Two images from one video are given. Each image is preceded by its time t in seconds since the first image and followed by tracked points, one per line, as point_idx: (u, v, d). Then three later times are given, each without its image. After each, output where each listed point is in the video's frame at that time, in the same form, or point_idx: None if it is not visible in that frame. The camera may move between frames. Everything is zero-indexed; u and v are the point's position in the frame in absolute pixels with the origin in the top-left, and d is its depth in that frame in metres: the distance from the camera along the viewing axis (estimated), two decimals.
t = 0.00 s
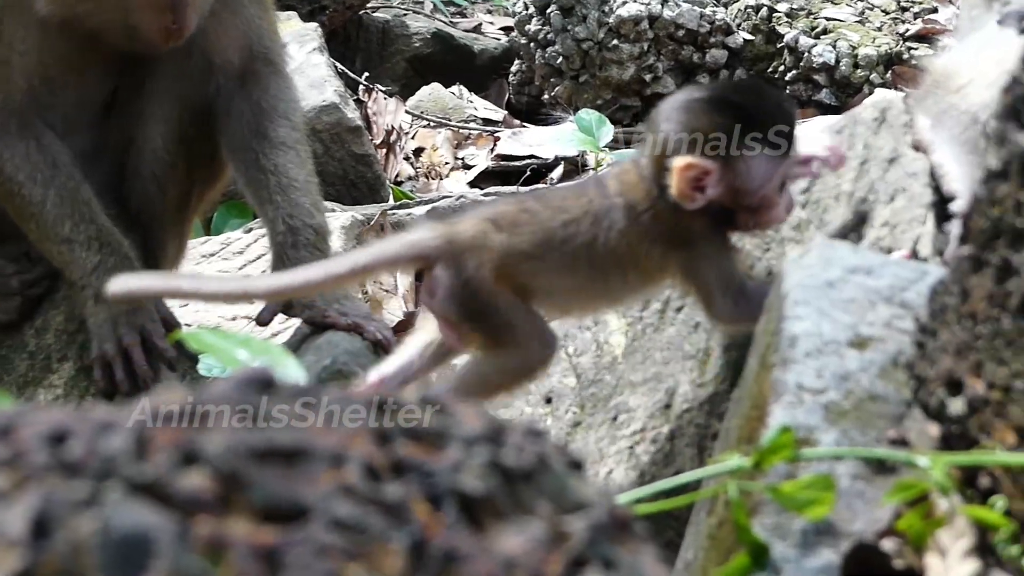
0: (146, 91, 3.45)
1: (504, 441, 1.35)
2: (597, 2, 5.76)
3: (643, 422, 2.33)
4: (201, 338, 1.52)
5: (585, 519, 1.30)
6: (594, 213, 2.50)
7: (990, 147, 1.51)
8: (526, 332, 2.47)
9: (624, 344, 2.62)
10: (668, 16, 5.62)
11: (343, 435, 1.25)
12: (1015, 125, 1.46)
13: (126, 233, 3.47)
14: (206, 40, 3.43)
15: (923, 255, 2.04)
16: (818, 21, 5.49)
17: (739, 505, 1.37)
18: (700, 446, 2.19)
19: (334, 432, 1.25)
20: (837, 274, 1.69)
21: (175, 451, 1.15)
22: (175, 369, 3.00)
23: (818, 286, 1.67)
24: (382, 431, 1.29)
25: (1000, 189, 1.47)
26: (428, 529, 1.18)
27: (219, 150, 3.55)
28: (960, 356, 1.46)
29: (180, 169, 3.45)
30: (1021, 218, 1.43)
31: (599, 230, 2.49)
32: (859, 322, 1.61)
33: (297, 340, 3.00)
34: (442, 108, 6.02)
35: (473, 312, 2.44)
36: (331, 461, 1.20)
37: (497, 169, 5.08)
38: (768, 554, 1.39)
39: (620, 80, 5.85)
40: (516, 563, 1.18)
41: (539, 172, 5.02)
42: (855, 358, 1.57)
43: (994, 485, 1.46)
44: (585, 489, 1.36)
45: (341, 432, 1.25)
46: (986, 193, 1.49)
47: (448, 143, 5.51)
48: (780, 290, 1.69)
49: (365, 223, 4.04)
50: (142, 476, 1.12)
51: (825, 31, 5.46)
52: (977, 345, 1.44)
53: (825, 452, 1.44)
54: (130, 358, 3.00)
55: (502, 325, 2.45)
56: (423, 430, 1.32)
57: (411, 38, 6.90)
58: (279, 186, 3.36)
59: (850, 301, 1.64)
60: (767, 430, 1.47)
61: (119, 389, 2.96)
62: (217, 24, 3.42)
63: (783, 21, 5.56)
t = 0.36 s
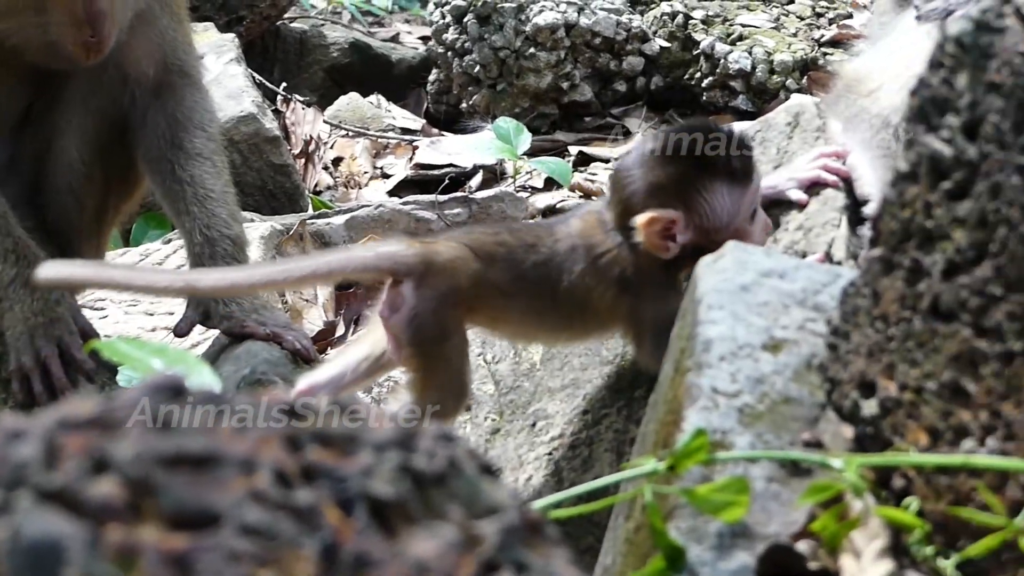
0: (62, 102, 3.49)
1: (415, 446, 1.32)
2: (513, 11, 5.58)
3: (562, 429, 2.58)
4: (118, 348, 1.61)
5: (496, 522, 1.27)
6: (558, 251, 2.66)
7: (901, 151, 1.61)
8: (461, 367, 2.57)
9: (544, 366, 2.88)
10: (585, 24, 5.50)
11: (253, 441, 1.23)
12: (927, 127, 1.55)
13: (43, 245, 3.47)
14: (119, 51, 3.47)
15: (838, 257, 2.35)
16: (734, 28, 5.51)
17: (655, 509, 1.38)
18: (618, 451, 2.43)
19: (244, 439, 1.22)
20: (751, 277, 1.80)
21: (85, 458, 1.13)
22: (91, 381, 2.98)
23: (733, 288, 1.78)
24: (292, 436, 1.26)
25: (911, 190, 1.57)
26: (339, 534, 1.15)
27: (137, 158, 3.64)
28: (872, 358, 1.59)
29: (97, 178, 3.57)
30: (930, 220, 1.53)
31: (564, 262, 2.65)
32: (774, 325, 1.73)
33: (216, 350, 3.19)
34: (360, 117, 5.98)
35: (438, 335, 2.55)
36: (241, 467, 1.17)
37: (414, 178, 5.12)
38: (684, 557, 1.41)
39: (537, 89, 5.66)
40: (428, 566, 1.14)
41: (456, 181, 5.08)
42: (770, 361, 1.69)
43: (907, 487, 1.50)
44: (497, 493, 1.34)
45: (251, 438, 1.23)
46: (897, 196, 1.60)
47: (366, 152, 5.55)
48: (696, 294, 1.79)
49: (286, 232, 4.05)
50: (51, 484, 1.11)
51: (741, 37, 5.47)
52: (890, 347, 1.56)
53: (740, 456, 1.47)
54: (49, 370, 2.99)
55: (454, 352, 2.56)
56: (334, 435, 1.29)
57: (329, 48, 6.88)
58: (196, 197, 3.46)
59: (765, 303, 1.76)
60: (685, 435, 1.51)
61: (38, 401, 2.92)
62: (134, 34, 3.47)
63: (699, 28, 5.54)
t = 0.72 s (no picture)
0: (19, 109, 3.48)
1: (375, 457, 1.28)
2: (471, 21, 5.53)
3: (522, 437, 2.58)
4: (77, 358, 1.61)
5: (455, 533, 1.25)
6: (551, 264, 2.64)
7: (859, 160, 1.65)
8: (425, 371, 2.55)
9: (504, 372, 2.88)
10: (543, 33, 5.48)
11: (213, 451, 1.18)
12: (886, 139, 1.59)
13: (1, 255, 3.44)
14: (76, 60, 3.46)
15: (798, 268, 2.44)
16: (692, 37, 5.48)
17: (615, 519, 1.36)
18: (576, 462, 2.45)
19: (203, 449, 1.17)
20: (710, 288, 1.83)
21: (44, 469, 1.08)
22: (50, 391, 2.95)
23: (691, 299, 1.80)
24: (252, 447, 1.20)
25: (870, 202, 1.60)
26: (300, 545, 1.12)
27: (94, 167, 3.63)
28: (830, 368, 1.63)
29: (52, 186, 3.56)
30: (889, 230, 1.56)
31: (552, 277, 2.63)
32: (732, 335, 1.77)
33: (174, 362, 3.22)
34: (319, 127, 5.95)
35: (416, 337, 2.51)
36: (202, 478, 1.12)
37: (373, 188, 5.13)
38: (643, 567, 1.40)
39: (496, 98, 5.67)
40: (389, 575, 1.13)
41: (415, 190, 5.11)
42: (729, 371, 1.72)
43: (866, 496, 1.52)
44: (457, 504, 1.31)
45: (211, 448, 1.17)
46: (857, 207, 1.63)
47: (324, 161, 5.54)
48: (655, 304, 1.82)
49: (243, 242, 4.09)
50: (10, 495, 1.04)
51: (700, 47, 5.46)
52: (848, 357, 1.59)
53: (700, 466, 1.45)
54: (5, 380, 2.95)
55: (426, 353, 2.54)
56: (293, 445, 1.24)
57: (288, 57, 6.85)
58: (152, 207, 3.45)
59: (723, 314, 1.79)
60: (642, 443, 1.60)
61: None
62: (93, 42, 3.47)
63: (657, 38, 5.52)
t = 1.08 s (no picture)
0: None
1: (357, 462, 1.26)
2: (451, 27, 5.54)
3: (503, 444, 2.59)
4: (60, 365, 1.61)
5: (439, 537, 1.22)
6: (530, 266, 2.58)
7: (840, 166, 1.65)
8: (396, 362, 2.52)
9: (488, 380, 2.87)
10: (524, 39, 5.46)
11: (194, 457, 1.15)
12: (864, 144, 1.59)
13: None
14: (55, 66, 3.46)
15: (778, 274, 2.49)
16: (672, 43, 5.47)
17: (598, 524, 1.35)
18: (559, 468, 2.45)
19: (185, 455, 1.15)
20: (692, 293, 1.83)
21: (24, 475, 1.06)
22: (31, 398, 2.93)
23: (673, 304, 1.80)
24: (234, 452, 1.18)
25: (850, 207, 1.60)
26: (282, 551, 1.08)
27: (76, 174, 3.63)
28: (812, 373, 1.63)
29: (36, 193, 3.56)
30: (870, 236, 1.56)
31: (532, 287, 2.56)
32: (714, 340, 1.76)
33: (156, 367, 3.22)
34: (299, 133, 5.96)
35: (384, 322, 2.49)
36: (183, 483, 1.10)
37: (354, 195, 5.14)
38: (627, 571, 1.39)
39: (477, 104, 5.65)
40: None
41: (398, 197, 5.08)
42: (711, 377, 1.72)
43: (848, 501, 1.52)
44: (440, 508, 1.29)
45: (192, 453, 1.15)
46: (837, 212, 1.63)
47: (305, 168, 5.54)
48: (636, 309, 1.82)
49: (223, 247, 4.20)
50: None
51: (680, 53, 5.44)
52: (831, 362, 1.59)
53: (684, 471, 1.44)
54: None
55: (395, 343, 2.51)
56: (274, 451, 1.22)
57: (268, 63, 6.86)
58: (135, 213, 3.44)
59: (705, 319, 1.79)
60: (625, 449, 1.61)
61: None
62: (73, 46, 3.47)
63: (638, 44, 5.52)
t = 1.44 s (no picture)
0: (12, 123, 3.55)
1: (354, 461, 1.26)
2: (449, 28, 5.54)
3: (502, 444, 2.60)
4: (58, 367, 1.62)
5: (437, 536, 1.22)
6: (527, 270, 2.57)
7: (837, 166, 1.65)
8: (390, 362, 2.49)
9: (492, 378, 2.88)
10: (521, 40, 5.44)
11: (192, 457, 1.16)
12: (860, 142, 1.60)
13: None
14: (57, 70, 3.49)
15: (777, 272, 2.48)
16: (670, 43, 5.49)
17: (598, 523, 1.35)
18: (557, 468, 2.45)
19: (183, 454, 1.15)
20: (690, 292, 1.83)
21: (22, 475, 1.06)
22: (31, 400, 2.93)
23: (671, 304, 1.80)
24: (231, 452, 1.18)
25: (848, 205, 1.60)
26: (280, 550, 1.09)
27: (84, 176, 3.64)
28: (810, 372, 1.63)
29: (43, 199, 3.58)
30: (867, 234, 1.56)
31: (531, 291, 2.55)
32: (712, 340, 1.77)
33: (154, 368, 3.23)
34: (298, 134, 5.98)
35: (376, 326, 2.46)
36: (181, 484, 1.11)
37: (352, 196, 5.14)
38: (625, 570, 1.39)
39: (475, 105, 5.64)
40: None
41: (395, 198, 5.08)
42: (709, 376, 1.73)
43: (846, 499, 1.53)
44: (438, 508, 1.30)
45: (190, 453, 1.16)
46: (835, 211, 1.63)
47: (302, 170, 5.55)
48: (634, 309, 1.82)
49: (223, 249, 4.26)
50: None
51: (678, 53, 5.46)
52: (828, 360, 1.60)
53: (682, 469, 1.44)
54: None
55: (388, 344, 2.48)
56: (272, 451, 1.22)
57: (265, 65, 6.87)
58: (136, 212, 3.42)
59: (702, 318, 1.80)
60: (623, 448, 1.61)
61: None
62: (74, 48, 3.47)
63: (636, 44, 5.53)
